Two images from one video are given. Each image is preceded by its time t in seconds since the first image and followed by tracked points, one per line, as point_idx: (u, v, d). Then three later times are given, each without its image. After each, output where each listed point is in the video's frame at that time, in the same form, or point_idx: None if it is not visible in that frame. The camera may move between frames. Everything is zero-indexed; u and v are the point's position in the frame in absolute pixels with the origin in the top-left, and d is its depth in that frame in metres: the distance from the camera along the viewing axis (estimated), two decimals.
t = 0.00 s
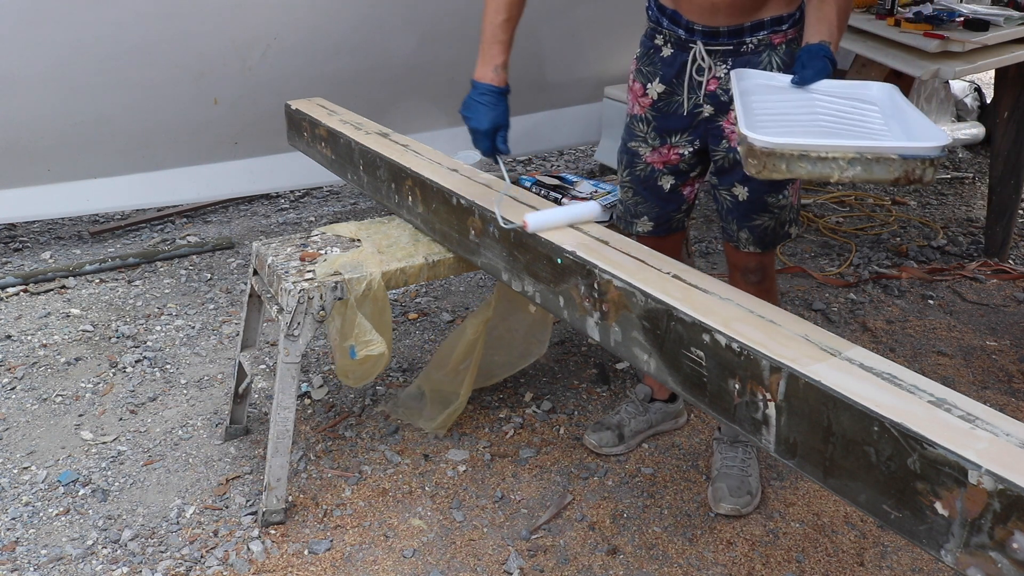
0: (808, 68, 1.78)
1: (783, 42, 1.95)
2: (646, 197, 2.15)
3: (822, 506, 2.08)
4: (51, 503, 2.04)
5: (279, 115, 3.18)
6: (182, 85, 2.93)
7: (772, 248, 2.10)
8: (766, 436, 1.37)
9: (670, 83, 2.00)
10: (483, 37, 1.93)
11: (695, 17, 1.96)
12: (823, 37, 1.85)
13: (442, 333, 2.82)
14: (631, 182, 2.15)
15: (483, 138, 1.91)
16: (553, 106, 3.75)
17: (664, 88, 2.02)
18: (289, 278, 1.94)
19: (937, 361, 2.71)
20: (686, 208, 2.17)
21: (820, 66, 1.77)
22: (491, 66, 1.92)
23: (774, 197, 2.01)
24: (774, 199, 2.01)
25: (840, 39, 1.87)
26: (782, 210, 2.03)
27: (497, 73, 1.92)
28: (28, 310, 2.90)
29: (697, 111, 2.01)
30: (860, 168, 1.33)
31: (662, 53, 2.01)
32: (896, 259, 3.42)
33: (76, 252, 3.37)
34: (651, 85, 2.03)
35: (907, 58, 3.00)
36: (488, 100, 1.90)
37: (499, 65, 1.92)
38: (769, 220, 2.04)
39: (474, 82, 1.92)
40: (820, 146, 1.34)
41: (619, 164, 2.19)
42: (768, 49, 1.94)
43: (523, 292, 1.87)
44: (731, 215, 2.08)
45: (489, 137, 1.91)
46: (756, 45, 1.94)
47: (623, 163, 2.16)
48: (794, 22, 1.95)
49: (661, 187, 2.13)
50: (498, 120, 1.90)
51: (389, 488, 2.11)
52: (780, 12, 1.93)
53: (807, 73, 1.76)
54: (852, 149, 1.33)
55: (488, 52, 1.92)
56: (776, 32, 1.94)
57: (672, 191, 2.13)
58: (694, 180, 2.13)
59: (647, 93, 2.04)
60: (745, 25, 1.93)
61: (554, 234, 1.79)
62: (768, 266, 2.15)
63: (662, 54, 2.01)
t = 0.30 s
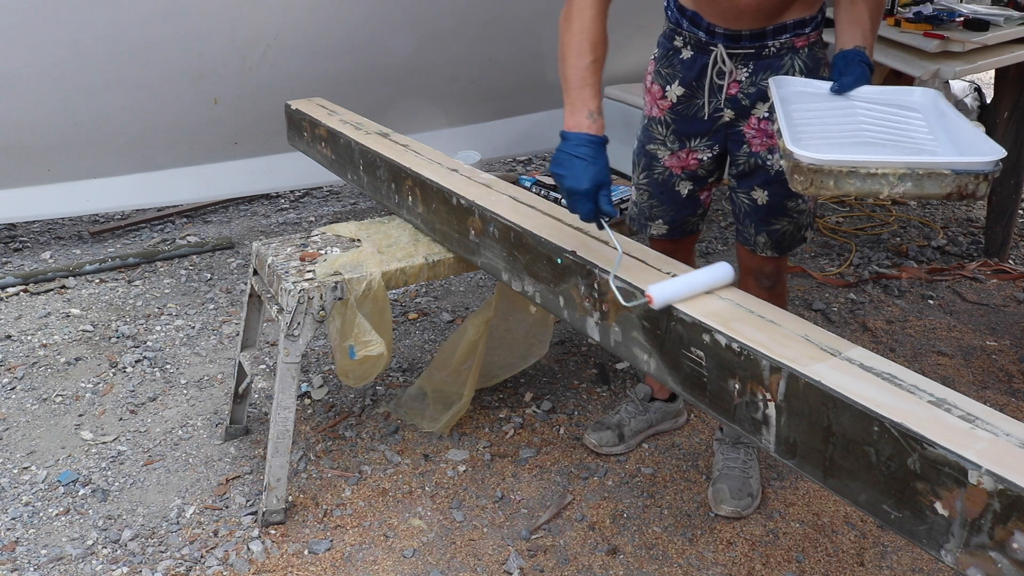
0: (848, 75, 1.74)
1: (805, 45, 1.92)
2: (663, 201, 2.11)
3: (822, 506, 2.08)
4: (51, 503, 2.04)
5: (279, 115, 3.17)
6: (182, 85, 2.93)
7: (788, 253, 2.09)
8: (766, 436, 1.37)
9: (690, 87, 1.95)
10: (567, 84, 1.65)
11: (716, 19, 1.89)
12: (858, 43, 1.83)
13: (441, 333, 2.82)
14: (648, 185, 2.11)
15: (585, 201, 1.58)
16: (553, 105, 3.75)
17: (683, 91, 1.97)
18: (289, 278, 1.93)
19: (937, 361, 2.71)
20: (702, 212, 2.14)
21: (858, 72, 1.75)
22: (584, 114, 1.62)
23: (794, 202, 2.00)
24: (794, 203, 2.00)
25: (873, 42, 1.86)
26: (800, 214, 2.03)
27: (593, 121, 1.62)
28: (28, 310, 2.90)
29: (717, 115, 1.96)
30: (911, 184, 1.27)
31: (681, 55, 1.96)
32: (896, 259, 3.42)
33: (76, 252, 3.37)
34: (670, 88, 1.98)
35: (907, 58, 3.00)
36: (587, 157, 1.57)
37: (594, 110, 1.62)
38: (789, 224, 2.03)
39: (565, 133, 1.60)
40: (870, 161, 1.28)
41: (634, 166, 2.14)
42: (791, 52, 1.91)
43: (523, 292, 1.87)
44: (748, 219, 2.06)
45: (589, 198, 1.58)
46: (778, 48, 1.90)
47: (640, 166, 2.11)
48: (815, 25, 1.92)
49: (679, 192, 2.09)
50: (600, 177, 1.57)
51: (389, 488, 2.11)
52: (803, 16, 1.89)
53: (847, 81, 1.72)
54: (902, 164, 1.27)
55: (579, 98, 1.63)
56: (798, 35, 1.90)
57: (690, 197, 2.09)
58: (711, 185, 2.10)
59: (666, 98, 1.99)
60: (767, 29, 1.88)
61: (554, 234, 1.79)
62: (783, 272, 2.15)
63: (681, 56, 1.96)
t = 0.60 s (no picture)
0: (872, 73, 1.73)
1: (816, 47, 1.91)
2: (671, 204, 2.10)
3: (822, 506, 2.08)
4: (51, 503, 2.04)
5: (279, 115, 3.17)
6: (182, 85, 2.93)
7: (794, 257, 2.11)
8: (766, 436, 1.37)
9: (699, 90, 1.94)
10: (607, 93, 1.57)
11: (726, 23, 1.88)
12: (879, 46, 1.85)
13: (441, 333, 2.82)
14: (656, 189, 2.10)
15: (628, 219, 1.47)
16: (553, 106, 3.75)
17: (692, 95, 1.95)
18: (289, 278, 1.93)
19: (937, 361, 2.71)
20: (710, 215, 2.14)
21: (881, 70, 1.74)
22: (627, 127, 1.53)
23: (803, 204, 2.00)
24: (803, 205, 2.01)
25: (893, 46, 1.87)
26: (808, 217, 2.03)
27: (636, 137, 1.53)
28: (28, 310, 2.90)
29: (727, 118, 1.95)
30: (945, 170, 1.23)
31: (690, 58, 1.94)
32: (896, 259, 3.42)
33: (76, 252, 3.37)
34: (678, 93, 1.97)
35: (907, 58, 3.00)
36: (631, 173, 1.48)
37: (637, 124, 1.53)
38: (796, 227, 2.04)
39: (606, 147, 1.51)
40: (903, 145, 1.25)
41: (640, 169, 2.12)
42: (802, 55, 1.90)
43: (523, 292, 1.87)
44: (756, 221, 2.07)
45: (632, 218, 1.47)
46: (789, 51, 1.89)
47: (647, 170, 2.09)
48: (826, 27, 1.92)
49: (688, 196, 2.08)
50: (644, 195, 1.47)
51: (389, 488, 2.11)
52: (814, 18, 1.89)
53: (870, 79, 1.71)
54: (936, 149, 1.23)
55: (622, 111, 1.55)
56: (809, 37, 1.90)
57: (698, 200, 2.08)
58: (720, 188, 2.09)
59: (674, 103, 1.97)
60: (779, 32, 1.87)
61: (554, 234, 1.79)
62: (788, 274, 2.16)
63: (690, 59, 1.94)
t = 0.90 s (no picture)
0: (879, 77, 1.74)
1: (821, 48, 1.92)
2: (673, 209, 2.10)
3: (822, 506, 2.08)
4: (51, 503, 2.04)
5: (279, 115, 3.18)
6: (182, 85, 2.93)
7: (794, 258, 2.12)
8: (766, 436, 1.37)
9: (706, 91, 1.92)
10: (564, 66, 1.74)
11: (735, 23, 1.87)
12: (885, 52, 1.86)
13: (441, 333, 2.82)
14: (659, 194, 2.09)
15: (577, 191, 1.67)
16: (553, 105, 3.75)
17: (698, 97, 1.94)
18: (289, 278, 1.93)
19: (937, 361, 2.71)
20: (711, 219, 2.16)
21: (887, 74, 1.75)
22: (578, 102, 1.71)
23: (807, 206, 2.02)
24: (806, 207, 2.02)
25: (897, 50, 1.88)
26: (809, 219, 2.06)
27: (586, 111, 1.71)
28: (28, 310, 2.90)
29: (734, 119, 1.94)
30: (963, 170, 1.23)
31: (695, 60, 1.92)
32: (896, 259, 3.42)
33: (76, 252, 3.37)
34: (683, 96, 1.95)
35: (907, 58, 3.00)
36: (578, 149, 1.68)
37: (588, 98, 1.71)
38: (798, 229, 2.06)
39: (559, 123, 1.70)
40: (922, 145, 1.25)
41: (641, 173, 2.11)
42: (809, 55, 1.91)
43: (523, 292, 1.87)
44: (758, 223, 2.07)
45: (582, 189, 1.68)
46: (797, 51, 1.89)
47: (650, 174, 2.08)
48: (831, 28, 1.93)
49: (691, 200, 2.08)
50: (592, 169, 1.68)
51: (389, 488, 2.11)
52: (820, 18, 1.90)
53: (878, 82, 1.71)
54: (955, 149, 1.23)
55: (576, 89, 1.72)
56: (816, 38, 1.91)
57: (700, 204, 2.10)
58: (721, 192, 2.10)
59: (679, 106, 1.96)
60: (787, 31, 1.87)
61: (553, 234, 1.79)
62: (788, 275, 2.17)
63: (695, 61, 1.92)
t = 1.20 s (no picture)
0: (880, 75, 1.74)
1: (820, 48, 1.92)
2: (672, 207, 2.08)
3: (822, 506, 2.08)
4: (51, 503, 2.04)
5: (279, 115, 3.18)
6: (182, 85, 2.93)
7: (795, 259, 2.11)
8: (766, 436, 1.37)
9: (703, 91, 1.93)
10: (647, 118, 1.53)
11: (732, 24, 1.88)
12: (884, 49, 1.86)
13: (441, 333, 2.82)
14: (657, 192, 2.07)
15: (682, 248, 1.45)
16: (553, 106, 3.75)
17: (695, 96, 1.95)
18: (289, 278, 1.93)
19: (937, 361, 2.71)
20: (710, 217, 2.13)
21: (888, 72, 1.75)
22: (670, 154, 1.49)
23: (807, 206, 2.00)
24: (807, 207, 2.01)
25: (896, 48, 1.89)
26: (810, 219, 2.04)
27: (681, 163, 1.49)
28: (28, 310, 2.90)
29: (730, 120, 1.95)
30: (964, 172, 1.25)
31: (693, 59, 1.94)
32: (896, 259, 3.42)
33: (76, 252, 3.37)
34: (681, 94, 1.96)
35: (907, 58, 3.00)
36: (680, 205, 1.45)
37: (681, 148, 1.50)
38: (799, 230, 2.04)
39: (654, 176, 1.48)
40: (924, 146, 1.25)
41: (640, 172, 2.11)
42: (807, 55, 1.91)
43: (523, 292, 1.87)
44: (759, 223, 2.06)
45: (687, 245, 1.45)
46: (794, 52, 1.89)
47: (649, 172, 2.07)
48: (830, 28, 1.92)
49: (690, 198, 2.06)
50: (696, 223, 1.45)
51: (389, 488, 2.11)
52: (818, 19, 1.90)
53: (880, 80, 1.71)
54: (957, 150, 1.25)
55: (661, 137, 1.51)
56: (814, 39, 1.90)
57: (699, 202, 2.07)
58: (722, 190, 2.07)
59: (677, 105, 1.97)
60: (784, 32, 1.87)
61: (553, 234, 1.79)
62: (789, 276, 2.17)
63: (693, 60, 1.94)
